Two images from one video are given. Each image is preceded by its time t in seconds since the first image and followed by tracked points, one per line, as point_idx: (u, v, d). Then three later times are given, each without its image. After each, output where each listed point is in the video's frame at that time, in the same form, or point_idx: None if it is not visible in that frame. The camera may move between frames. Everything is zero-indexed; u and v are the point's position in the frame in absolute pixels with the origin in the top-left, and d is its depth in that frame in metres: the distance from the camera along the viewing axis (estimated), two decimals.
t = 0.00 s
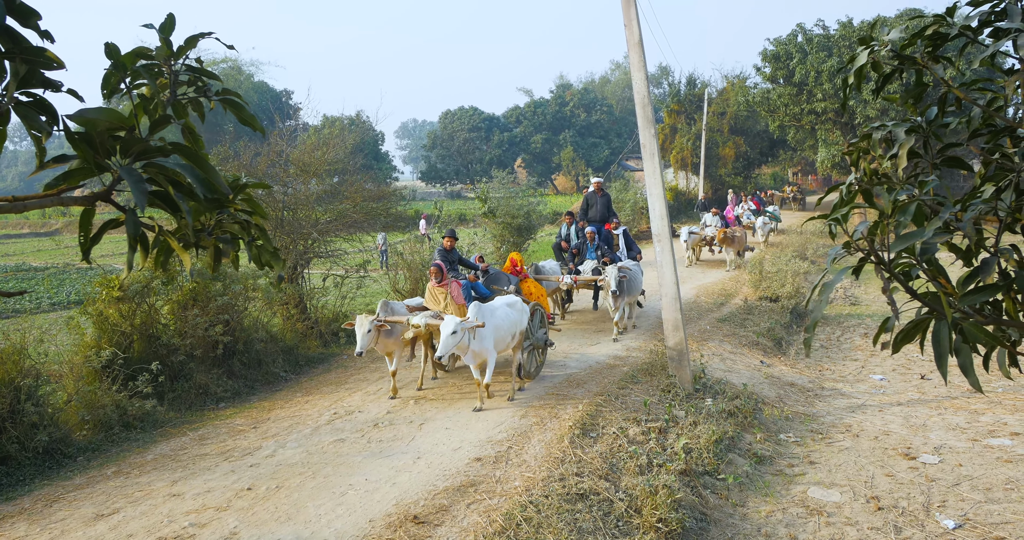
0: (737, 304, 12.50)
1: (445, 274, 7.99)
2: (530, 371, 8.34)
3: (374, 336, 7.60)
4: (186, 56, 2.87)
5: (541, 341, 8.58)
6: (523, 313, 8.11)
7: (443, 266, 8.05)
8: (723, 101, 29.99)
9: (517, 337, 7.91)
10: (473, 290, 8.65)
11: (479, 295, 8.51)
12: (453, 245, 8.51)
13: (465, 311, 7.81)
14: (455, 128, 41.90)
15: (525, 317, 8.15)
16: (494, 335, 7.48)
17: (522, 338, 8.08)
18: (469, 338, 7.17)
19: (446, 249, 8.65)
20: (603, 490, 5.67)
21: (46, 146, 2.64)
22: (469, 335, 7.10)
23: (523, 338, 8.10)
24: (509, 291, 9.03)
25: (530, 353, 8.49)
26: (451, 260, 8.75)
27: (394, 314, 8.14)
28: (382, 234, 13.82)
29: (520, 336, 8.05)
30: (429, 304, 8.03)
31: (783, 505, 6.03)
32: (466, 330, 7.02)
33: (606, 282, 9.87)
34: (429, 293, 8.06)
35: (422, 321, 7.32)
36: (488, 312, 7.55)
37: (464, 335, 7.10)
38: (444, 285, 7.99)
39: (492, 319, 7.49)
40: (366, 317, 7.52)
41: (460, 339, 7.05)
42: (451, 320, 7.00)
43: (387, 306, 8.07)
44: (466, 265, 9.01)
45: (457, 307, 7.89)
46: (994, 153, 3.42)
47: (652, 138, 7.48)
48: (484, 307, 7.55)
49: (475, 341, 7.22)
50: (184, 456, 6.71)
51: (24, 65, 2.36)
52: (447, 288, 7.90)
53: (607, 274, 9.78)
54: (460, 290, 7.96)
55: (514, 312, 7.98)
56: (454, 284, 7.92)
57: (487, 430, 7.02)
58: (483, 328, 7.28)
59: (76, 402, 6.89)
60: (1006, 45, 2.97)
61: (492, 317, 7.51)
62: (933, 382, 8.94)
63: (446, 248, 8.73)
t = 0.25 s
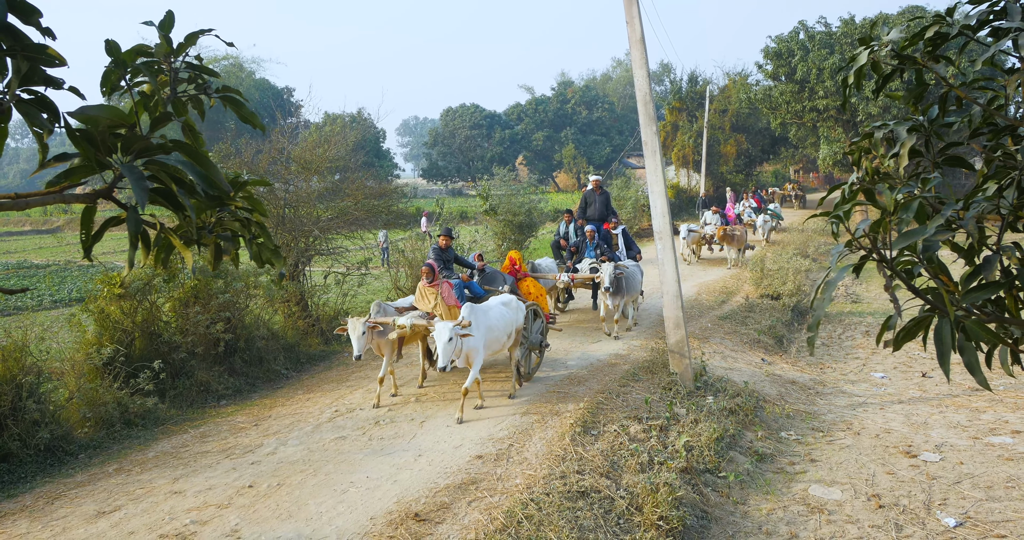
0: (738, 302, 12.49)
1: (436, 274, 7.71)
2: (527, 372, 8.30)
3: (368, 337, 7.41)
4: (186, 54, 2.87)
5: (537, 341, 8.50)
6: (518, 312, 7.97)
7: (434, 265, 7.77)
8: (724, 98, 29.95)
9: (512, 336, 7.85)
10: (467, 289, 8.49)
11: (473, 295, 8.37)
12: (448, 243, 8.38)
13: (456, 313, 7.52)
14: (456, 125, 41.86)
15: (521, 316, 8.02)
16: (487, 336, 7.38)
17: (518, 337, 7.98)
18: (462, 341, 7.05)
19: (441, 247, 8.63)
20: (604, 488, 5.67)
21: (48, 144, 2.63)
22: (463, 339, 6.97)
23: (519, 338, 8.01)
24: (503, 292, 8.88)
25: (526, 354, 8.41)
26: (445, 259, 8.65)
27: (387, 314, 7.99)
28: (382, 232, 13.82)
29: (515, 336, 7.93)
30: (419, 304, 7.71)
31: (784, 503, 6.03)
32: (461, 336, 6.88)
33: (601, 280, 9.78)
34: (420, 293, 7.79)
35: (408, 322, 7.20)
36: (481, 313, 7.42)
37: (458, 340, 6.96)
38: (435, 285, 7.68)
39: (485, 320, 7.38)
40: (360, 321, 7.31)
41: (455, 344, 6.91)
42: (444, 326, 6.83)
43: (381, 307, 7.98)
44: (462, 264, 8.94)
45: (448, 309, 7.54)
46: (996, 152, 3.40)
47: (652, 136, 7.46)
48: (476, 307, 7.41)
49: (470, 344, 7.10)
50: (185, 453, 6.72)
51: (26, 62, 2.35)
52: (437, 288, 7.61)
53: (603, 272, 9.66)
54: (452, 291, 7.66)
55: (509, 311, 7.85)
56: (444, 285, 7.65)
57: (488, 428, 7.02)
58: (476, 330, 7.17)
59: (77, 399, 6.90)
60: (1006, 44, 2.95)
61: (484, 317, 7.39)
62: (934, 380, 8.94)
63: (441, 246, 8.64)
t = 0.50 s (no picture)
0: (740, 300, 12.49)
1: (425, 273, 7.73)
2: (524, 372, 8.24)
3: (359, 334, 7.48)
4: (194, 54, 2.89)
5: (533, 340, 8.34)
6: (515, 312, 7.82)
7: (424, 265, 7.78)
8: (727, 97, 29.94)
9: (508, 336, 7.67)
10: (461, 289, 8.39)
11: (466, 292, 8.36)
12: (442, 243, 8.43)
13: (444, 313, 7.55)
14: (458, 123, 41.85)
15: (516, 316, 7.87)
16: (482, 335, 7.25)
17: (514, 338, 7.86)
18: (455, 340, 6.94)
19: (435, 247, 8.56)
20: (606, 485, 5.67)
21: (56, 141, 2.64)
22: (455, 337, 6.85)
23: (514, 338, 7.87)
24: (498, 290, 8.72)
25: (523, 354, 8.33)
26: (438, 259, 8.58)
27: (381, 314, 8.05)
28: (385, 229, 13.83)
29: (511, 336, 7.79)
30: (410, 303, 7.79)
31: (786, 501, 6.03)
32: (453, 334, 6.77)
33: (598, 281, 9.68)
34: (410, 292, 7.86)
35: (399, 322, 7.12)
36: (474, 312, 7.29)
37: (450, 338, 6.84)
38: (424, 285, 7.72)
39: (479, 320, 7.25)
40: (349, 317, 7.43)
41: (447, 342, 6.79)
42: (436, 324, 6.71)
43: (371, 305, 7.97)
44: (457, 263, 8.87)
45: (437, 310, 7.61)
46: (1002, 151, 3.39)
47: (655, 134, 7.46)
48: (468, 306, 7.28)
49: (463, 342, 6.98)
50: (187, 449, 6.73)
51: (34, 60, 2.36)
52: (425, 288, 7.63)
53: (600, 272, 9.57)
54: (441, 290, 7.68)
55: (505, 311, 7.71)
56: (433, 285, 7.67)
57: (490, 425, 7.02)
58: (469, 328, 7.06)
59: (80, 395, 6.91)
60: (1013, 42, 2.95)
61: (478, 316, 7.27)
62: (937, 378, 8.93)
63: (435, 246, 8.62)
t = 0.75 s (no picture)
0: (745, 296, 12.47)
1: (420, 269, 7.68)
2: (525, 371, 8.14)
3: (348, 337, 7.22)
4: (200, 46, 2.89)
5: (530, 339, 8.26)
6: (511, 312, 7.68)
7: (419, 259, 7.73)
8: (731, 92, 29.87)
9: (503, 337, 7.52)
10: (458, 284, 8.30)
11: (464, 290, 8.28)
12: (438, 238, 8.28)
13: (440, 307, 7.57)
14: (462, 119, 41.78)
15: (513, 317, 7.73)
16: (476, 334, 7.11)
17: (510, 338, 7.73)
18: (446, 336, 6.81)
19: (431, 242, 8.45)
20: (611, 481, 5.66)
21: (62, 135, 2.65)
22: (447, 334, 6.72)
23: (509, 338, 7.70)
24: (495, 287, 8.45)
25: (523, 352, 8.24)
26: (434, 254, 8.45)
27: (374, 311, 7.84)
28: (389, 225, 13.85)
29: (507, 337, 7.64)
30: (405, 297, 7.79)
31: (791, 497, 6.03)
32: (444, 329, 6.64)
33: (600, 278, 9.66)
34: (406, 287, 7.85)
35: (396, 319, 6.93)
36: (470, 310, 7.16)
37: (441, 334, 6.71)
38: (420, 279, 7.70)
39: (474, 318, 7.12)
40: (339, 318, 7.14)
41: (437, 338, 6.66)
42: (427, 318, 6.60)
43: (366, 303, 7.78)
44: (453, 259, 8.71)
45: (433, 304, 7.61)
46: (1013, 142, 3.37)
47: (660, 130, 7.43)
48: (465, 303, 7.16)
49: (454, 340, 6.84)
50: (193, 445, 6.74)
51: (41, 55, 2.37)
52: (421, 283, 7.61)
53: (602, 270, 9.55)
54: (436, 285, 7.67)
55: (502, 312, 7.57)
56: (429, 279, 7.65)
57: (495, 421, 7.03)
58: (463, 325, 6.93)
59: (86, 391, 6.93)
60: None
61: (473, 314, 7.14)
62: (942, 374, 8.91)
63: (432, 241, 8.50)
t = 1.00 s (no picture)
0: (752, 295, 12.44)
1: (418, 271, 7.52)
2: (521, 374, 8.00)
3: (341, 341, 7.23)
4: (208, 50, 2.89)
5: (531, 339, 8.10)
6: (508, 314, 7.60)
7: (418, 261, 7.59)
8: (737, 90, 29.80)
9: (501, 338, 7.46)
10: (458, 286, 8.25)
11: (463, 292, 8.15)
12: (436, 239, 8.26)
13: (439, 310, 7.34)
14: (467, 118, 41.75)
15: (510, 318, 7.65)
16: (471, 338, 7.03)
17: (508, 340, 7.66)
18: (439, 341, 6.74)
19: (429, 243, 8.41)
20: (618, 481, 5.66)
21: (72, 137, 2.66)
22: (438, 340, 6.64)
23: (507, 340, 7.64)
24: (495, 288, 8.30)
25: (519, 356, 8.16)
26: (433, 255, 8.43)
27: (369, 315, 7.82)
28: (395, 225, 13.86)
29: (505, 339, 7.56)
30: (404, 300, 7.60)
31: (798, 497, 6.01)
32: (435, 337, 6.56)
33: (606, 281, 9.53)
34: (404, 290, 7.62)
35: (393, 322, 6.91)
36: (466, 313, 7.07)
37: (433, 340, 6.64)
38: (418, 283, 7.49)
39: (470, 321, 7.04)
40: (331, 324, 7.15)
41: (429, 344, 6.60)
42: (418, 325, 6.53)
43: (358, 306, 7.80)
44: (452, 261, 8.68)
45: (433, 308, 7.40)
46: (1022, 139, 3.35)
47: (666, 128, 7.41)
48: (461, 306, 7.07)
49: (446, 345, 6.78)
50: (200, 444, 6.76)
51: (51, 56, 2.38)
52: (420, 285, 7.43)
53: (608, 272, 9.41)
54: (435, 287, 7.47)
55: (499, 313, 7.49)
56: (427, 281, 7.45)
57: (501, 421, 7.03)
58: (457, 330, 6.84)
59: (94, 390, 6.96)
60: None
61: (469, 317, 7.05)
62: (950, 373, 8.88)
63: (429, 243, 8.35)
